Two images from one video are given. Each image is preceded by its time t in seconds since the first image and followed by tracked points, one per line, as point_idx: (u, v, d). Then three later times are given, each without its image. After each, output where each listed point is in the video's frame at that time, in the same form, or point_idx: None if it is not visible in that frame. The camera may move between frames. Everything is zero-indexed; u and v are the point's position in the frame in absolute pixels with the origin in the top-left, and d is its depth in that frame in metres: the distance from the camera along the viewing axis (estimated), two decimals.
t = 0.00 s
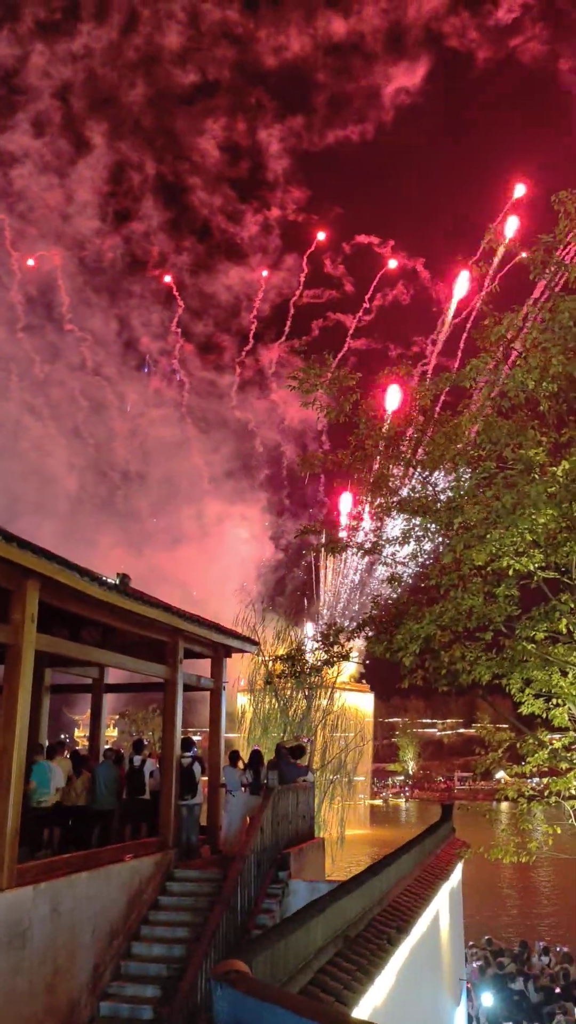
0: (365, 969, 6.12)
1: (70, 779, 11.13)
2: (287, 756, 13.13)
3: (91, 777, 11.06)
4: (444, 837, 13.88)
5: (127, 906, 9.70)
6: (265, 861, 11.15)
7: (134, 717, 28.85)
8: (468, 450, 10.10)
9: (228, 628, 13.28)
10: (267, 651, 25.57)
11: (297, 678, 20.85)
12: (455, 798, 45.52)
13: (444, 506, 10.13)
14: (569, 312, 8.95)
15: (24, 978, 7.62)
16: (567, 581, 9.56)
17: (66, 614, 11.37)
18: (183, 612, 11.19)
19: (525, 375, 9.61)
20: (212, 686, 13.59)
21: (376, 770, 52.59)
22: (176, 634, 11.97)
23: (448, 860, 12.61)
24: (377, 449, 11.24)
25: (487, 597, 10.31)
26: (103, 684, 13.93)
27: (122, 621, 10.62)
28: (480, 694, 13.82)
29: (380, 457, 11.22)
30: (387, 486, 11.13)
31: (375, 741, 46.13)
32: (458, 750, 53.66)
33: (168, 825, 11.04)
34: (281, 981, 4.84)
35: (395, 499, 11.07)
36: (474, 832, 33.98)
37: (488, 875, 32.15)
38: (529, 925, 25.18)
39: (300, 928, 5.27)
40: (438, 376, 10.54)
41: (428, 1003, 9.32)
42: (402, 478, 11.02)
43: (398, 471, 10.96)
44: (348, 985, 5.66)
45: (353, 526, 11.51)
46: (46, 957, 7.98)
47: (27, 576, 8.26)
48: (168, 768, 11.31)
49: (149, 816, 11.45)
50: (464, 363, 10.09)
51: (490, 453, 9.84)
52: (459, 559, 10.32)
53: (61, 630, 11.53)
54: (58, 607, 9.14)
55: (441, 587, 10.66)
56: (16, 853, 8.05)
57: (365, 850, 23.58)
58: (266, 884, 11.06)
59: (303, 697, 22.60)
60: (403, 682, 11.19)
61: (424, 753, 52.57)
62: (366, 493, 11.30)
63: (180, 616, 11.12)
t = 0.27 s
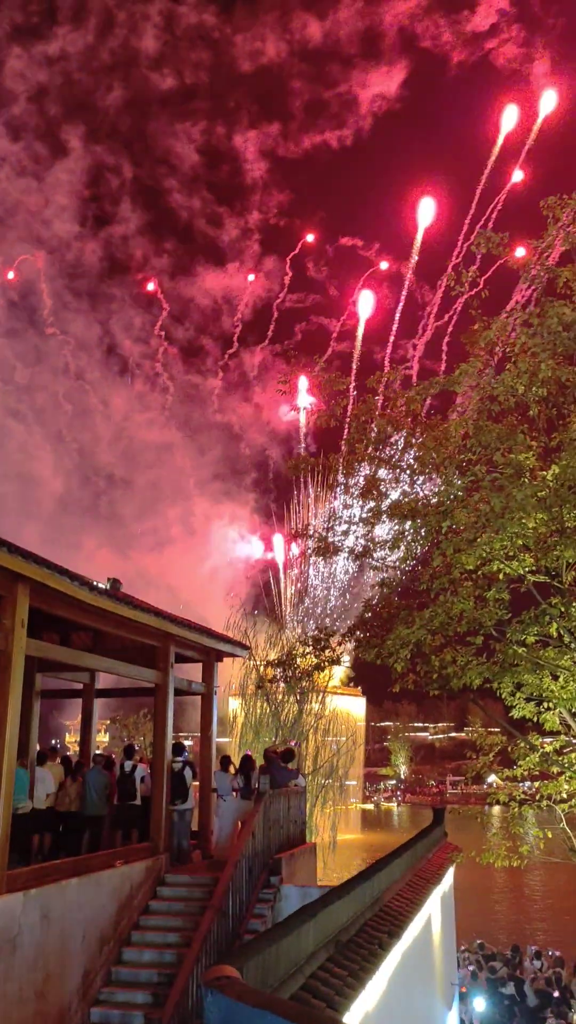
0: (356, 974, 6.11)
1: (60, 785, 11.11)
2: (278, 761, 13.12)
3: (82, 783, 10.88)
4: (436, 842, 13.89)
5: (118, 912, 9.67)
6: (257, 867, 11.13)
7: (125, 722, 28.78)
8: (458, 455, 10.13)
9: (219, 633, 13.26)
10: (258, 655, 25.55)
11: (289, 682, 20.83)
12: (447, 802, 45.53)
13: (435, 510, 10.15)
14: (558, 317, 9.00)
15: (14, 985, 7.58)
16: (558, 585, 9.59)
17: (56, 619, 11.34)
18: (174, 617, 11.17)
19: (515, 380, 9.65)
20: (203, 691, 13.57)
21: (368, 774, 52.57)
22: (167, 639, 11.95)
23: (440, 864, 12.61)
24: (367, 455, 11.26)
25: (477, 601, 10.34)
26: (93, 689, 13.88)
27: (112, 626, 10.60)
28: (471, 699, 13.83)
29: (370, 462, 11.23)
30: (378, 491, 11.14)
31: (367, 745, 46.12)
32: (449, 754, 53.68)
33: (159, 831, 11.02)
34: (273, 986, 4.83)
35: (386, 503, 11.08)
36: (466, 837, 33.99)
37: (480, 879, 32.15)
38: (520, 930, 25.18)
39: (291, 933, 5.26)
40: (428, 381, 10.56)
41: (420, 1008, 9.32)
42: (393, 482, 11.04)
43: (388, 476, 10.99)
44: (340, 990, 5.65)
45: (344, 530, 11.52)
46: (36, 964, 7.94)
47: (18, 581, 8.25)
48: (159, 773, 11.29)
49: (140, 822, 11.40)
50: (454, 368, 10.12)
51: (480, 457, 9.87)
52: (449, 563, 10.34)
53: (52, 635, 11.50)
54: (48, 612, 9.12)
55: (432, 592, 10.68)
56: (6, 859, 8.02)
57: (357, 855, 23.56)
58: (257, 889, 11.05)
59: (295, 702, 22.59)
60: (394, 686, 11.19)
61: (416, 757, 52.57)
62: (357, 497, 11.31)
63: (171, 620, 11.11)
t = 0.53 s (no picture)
0: (354, 982, 6.09)
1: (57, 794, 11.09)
2: (274, 768, 13.10)
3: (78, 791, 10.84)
4: (433, 849, 13.87)
5: (115, 921, 9.64)
6: (254, 875, 11.11)
7: (121, 730, 28.71)
8: (452, 461, 10.15)
9: (215, 641, 13.26)
10: (254, 662, 25.54)
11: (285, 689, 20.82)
12: (444, 808, 45.47)
13: (429, 517, 10.17)
14: (550, 324, 9.04)
15: (11, 995, 7.55)
16: (553, 590, 9.61)
17: (52, 627, 11.34)
18: (170, 624, 11.18)
19: (508, 386, 9.68)
20: (199, 699, 13.56)
21: (365, 781, 52.48)
22: (163, 647, 11.94)
23: (437, 871, 12.59)
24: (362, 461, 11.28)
25: (473, 607, 10.35)
26: (90, 698, 13.86)
27: (108, 634, 10.60)
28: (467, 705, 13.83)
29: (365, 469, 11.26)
30: (373, 498, 11.15)
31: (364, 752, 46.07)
32: (446, 760, 53.64)
33: (156, 839, 10.99)
34: (270, 994, 4.82)
35: (381, 510, 11.10)
36: (463, 843, 33.95)
37: (477, 886, 32.09)
38: (518, 936, 25.14)
39: (289, 940, 5.25)
40: (422, 388, 10.60)
41: (419, 1015, 9.29)
42: (387, 489, 11.06)
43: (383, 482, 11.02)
44: (337, 997, 5.64)
45: (339, 538, 11.54)
46: (33, 974, 7.91)
47: (13, 590, 8.24)
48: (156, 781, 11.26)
49: (137, 830, 11.39)
50: (447, 375, 10.16)
51: (474, 463, 9.89)
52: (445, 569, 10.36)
53: (47, 643, 11.50)
54: (44, 620, 9.11)
55: (427, 598, 10.69)
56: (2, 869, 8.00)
57: (354, 862, 23.51)
58: (255, 897, 11.02)
59: (291, 709, 22.56)
60: (391, 693, 11.19)
61: (413, 764, 52.53)
62: (352, 505, 11.34)
63: (167, 628, 11.11)
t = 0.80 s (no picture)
0: (357, 987, 6.08)
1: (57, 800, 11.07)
2: (275, 773, 13.09)
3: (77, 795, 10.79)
4: (435, 852, 13.85)
5: (117, 928, 9.62)
6: (256, 880, 11.09)
7: (122, 736, 28.68)
8: (451, 464, 10.15)
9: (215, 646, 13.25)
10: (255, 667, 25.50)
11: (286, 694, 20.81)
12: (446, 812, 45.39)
13: (429, 521, 10.17)
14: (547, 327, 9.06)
15: (14, 1003, 7.53)
16: (553, 593, 9.61)
17: (52, 634, 11.34)
18: (170, 630, 11.18)
19: (506, 390, 9.69)
20: (200, 705, 13.56)
21: (367, 785, 52.42)
22: (163, 653, 11.93)
23: (439, 874, 12.58)
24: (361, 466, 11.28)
25: (473, 610, 10.35)
26: (90, 704, 13.85)
27: (108, 640, 10.60)
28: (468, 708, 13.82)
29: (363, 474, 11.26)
30: (372, 502, 11.15)
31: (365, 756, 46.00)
32: (448, 764, 53.57)
33: (157, 845, 10.97)
34: (274, 1001, 4.81)
35: (380, 514, 11.11)
36: (465, 847, 33.87)
37: (480, 889, 32.02)
38: (522, 940, 25.07)
39: (292, 946, 5.24)
40: (420, 392, 10.61)
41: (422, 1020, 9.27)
42: (386, 493, 11.07)
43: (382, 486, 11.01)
44: (341, 1003, 5.62)
45: (338, 542, 11.54)
46: (36, 982, 7.90)
47: (13, 597, 8.23)
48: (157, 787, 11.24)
49: (138, 836, 11.40)
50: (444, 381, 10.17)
51: (473, 467, 9.90)
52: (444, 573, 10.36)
53: (48, 650, 11.50)
54: (43, 627, 9.10)
55: (427, 601, 10.69)
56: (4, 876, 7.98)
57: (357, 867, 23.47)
58: (257, 902, 11.01)
59: (292, 714, 22.54)
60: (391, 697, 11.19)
61: (414, 768, 52.45)
62: (351, 509, 11.33)
63: (167, 634, 11.11)
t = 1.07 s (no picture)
0: (365, 990, 6.07)
1: (64, 804, 11.08)
2: (281, 776, 13.08)
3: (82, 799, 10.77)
4: (442, 855, 13.83)
5: (124, 932, 9.61)
6: (263, 883, 11.09)
7: (128, 740, 28.69)
8: (454, 466, 10.14)
9: (220, 649, 13.26)
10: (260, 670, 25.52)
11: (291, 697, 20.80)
12: (452, 815, 45.32)
13: (433, 523, 10.17)
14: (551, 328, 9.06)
15: (21, 1007, 7.54)
16: (558, 594, 9.60)
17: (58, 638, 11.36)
18: (175, 634, 11.19)
19: (510, 391, 9.69)
20: (205, 708, 13.56)
21: (373, 788, 52.36)
22: (169, 656, 11.94)
23: (445, 877, 12.53)
24: (364, 468, 11.27)
25: (477, 612, 10.35)
26: (96, 708, 13.86)
27: (113, 644, 10.61)
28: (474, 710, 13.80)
29: (367, 476, 11.26)
30: (376, 505, 11.16)
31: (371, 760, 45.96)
32: (454, 766, 53.49)
33: (164, 849, 10.97)
34: (281, 1004, 4.81)
35: (385, 516, 11.12)
36: (471, 850, 33.82)
37: (487, 892, 31.95)
38: (529, 943, 25.02)
39: (299, 949, 5.24)
40: (423, 394, 10.62)
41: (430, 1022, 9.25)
42: (391, 495, 11.09)
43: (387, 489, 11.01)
44: (348, 1006, 5.61)
45: (342, 545, 11.55)
46: (43, 986, 7.90)
47: (19, 601, 8.26)
48: (163, 791, 11.24)
49: (145, 840, 11.41)
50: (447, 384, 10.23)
51: (477, 468, 9.90)
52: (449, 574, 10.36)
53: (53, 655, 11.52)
54: (49, 631, 9.11)
55: (431, 603, 10.68)
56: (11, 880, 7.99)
57: (363, 870, 23.43)
58: (264, 906, 10.99)
59: (297, 717, 22.53)
60: (397, 700, 11.17)
61: (420, 770, 52.39)
62: (355, 511, 11.33)
63: (173, 637, 11.12)
